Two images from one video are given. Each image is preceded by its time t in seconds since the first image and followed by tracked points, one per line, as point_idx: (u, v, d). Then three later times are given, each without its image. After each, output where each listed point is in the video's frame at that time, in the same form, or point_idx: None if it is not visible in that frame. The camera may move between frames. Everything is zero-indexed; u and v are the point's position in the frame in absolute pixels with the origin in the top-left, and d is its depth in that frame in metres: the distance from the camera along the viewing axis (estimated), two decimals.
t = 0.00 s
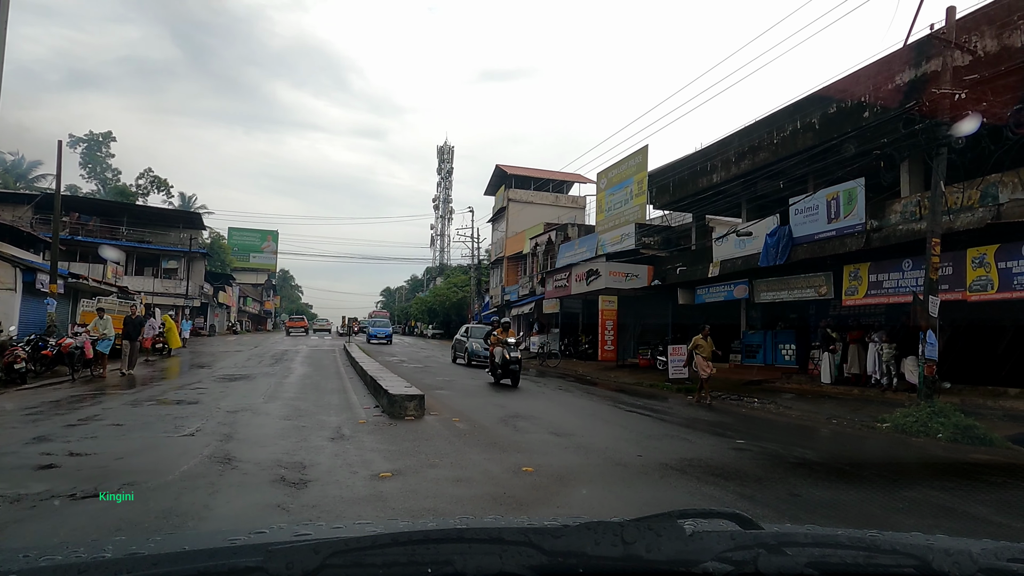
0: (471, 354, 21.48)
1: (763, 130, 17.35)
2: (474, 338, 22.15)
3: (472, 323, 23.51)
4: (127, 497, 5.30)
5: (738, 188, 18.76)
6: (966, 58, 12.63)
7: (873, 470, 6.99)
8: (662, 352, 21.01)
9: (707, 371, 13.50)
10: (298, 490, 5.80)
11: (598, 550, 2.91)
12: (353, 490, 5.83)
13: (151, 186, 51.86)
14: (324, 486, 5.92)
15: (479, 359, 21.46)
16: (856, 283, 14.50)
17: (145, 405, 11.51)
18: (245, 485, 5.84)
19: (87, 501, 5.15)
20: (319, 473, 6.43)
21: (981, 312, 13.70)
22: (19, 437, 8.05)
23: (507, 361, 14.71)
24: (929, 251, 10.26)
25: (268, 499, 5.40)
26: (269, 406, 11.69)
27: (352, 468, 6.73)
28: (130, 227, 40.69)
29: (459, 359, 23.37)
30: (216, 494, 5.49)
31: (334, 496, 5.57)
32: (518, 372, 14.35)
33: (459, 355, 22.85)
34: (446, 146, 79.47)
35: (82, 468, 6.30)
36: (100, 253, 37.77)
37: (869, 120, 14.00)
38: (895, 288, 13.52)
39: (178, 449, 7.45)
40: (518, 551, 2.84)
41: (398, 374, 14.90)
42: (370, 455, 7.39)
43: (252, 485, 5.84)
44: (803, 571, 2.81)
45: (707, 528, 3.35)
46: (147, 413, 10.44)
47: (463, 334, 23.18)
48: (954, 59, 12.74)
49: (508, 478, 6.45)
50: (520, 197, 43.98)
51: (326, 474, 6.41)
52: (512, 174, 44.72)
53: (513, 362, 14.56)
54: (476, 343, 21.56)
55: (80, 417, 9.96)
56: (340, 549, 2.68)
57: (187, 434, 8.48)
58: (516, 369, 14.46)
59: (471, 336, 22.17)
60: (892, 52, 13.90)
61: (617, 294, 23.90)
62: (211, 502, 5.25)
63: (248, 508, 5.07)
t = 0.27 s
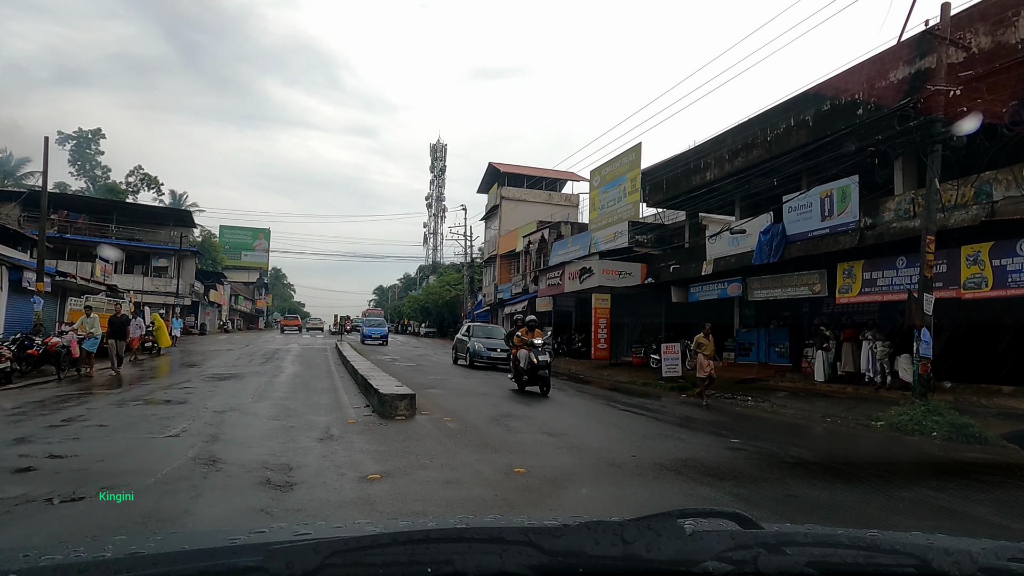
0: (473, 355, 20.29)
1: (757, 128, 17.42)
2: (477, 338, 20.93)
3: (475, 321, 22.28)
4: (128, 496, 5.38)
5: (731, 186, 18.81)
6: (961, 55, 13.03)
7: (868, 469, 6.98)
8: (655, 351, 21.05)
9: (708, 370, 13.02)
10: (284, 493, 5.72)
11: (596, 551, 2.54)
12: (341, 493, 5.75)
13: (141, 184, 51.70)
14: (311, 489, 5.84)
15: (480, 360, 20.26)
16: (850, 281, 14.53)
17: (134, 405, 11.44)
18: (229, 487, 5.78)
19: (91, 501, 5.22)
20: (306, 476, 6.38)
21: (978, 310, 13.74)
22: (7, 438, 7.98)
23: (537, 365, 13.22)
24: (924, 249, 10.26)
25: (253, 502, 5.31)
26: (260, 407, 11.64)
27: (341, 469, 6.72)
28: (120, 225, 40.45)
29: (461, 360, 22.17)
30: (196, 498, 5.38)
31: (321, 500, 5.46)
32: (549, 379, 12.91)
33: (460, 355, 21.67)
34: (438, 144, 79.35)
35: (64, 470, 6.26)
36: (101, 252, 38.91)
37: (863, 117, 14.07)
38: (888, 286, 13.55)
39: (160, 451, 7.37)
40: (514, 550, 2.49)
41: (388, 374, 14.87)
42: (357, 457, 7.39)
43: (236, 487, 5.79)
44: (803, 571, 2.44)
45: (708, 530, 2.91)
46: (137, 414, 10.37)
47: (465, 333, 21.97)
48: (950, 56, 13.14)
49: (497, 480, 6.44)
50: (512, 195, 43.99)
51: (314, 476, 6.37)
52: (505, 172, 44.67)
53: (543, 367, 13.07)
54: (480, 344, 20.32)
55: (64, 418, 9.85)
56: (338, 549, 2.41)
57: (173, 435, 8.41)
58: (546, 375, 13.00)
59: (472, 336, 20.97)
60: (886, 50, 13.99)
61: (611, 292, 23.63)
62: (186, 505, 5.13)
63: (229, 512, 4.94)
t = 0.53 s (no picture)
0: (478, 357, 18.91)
1: (753, 127, 17.44)
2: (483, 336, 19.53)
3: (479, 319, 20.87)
4: (128, 496, 5.42)
5: (727, 185, 18.83)
6: (957, 53, 13.04)
7: (866, 469, 6.98)
8: (650, 350, 21.07)
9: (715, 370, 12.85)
10: (275, 495, 5.68)
11: (598, 551, 2.50)
12: (333, 495, 5.73)
13: (135, 182, 51.56)
14: (302, 492, 5.80)
15: (486, 362, 18.87)
16: (845, 280, 14.55)
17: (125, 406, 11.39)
18: (218, 490, 5.74)
19: (90, 501, 5.26)
20: (297, 477, 6.35)
21: (973, 309, 13.81)
22: None
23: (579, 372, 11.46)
24: (920, 248, 10.27)
25: (243, 504, 5.29)
26: (253, 407, 11.61)
27: (332, 471, 6.68)
28: (113, 224, 40.26)
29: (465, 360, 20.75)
30: (185, 500, 5.36)
31: (312, 502, 5.44)
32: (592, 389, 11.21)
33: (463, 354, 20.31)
34: (433, 143, 79.25)
35: (51, 472, 6.22)
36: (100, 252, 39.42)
37: (858, 116, 14.10)
38: (883, 285, 13.57)
39: (149, 452, 7.32)
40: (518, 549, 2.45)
41: (381, 374, 14.84)
42: (350, 457, 7.38)
43: (226, 490, 5.76)
44: (803, 572, 2.40)
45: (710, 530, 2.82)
46: (130, 414, 10.33)
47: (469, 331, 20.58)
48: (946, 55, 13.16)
49: (490, 481, 6.43)
50: (507, 194, 43.98)
51: (305, 478, 6.33)
52: (500, 171, 44.64)
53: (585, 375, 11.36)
54: (485, 344, 18.90)
55: (52, 419, 9.75)
56: (339, 548, 2.37)
57: (163, 436, 8.35)
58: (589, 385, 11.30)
59: (478, 336, 19.54)
60: (882, 49, 14.02)
61: (605, 290, 23.79)
62: (178, 506, 5.18)
63: (220, 515, 4.92)
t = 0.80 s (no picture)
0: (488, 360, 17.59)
1: (751, 127, 17.44)
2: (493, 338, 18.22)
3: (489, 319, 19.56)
4: (127, 496, 5.44)
5: (725, 185, 18.83)
6: (956, 53, 13.04)
7: (865, 469, 6.98)
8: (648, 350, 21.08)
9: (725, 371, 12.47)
10: (272, 496, 5.66)
11: (599, 551, 2.49)
12: (330, 496, 5.71)
13: (132, 182, 51.53)
14: (298, 493, 5.79)
15: (496, 366, 17.53)
16: (844, 279, 14.56)
17: (123, 406, 11.37)
18: (214, 491, 5.73)
19: (89, 501, 5.28)
20: (293, 478, 6.34)
21: (972, 309, 13.83)
22: None
23: (645, 383, 9.63)
24: (919, 247, 10.26)
25: (238, 506, 5.28)
26: (250, 407, 11.60)
27: (329, 472, 6.66)
28: (110, 224, 40.25)
29: (473, 362, 19.44)
30: (182, 501, 5.35)
31: (308, 504, 5.43)
32: (662, 406, 9.39)
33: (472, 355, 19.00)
34: (432, 142, 79.22)
35: (46, 473, 6.20)
36: (101, 252, 39.48)
37: (857, 116, 14.10)
38: (881, 285, 13.59)
39: (146, 453, 7.29)
40: (518, 550, 2.44)
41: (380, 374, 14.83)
42: (346, 458, 7.37)
43: (222, 491, 5.74)
44: (803, 572, 2.39)
45: (709, 530, 2.81)
46: (128, 414, 10.32)
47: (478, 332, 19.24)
48: (945, 54, 13.15)
49: (488, 482, 6.41)
50: (506, 194, 43.97)
51: (301, 479, 6.32)
52: (498, 170, 44.62)
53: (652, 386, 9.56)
54: (497, 346, 17.58)
55: (47, 420, 9.71)
56: (339, 548, 2.35)
57: (160, 437, 8.33)
58: (658, 401, 9.44)
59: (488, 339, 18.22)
60: (880, 48, 14.02)
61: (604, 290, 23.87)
62: (176, 506, 5.18)
63: (216, 516, 4.90)
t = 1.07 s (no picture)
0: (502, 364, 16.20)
1: (751, 128, 17.46)
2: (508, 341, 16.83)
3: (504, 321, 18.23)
4: (127, 497, 5.46)
5: (725, 186, 18.84)
6: (956, 55, 13.04)
7: (863, 471, 6.99)
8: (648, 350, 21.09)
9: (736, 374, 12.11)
10: (273, 496, 5.66)
11: (597, 551, 2.49)
12: (329, 497, 5.71)
13: (133, 183, 51.64)
14: (299, 494, 5.80)
15: (511, 370, 16.17)
16: (844, 281, 14.57)
17: (124, 407, 11.39)
18: (213, 492, 5.73)
19: (89, 501, 5.29)
20: (293, 479, 6.34)
21: (972, 311, 13.85)
22: None
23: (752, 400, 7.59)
24: (919, 249, 10.26)
25: (239, 507, 5.29)
26: (249, 408, 11.61)
27: (329, 473, 6.66)
28: (110, 225, 40.30)
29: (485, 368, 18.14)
30: (181, 502, 5.36)
31: (309, 504, 5.44)
32: (778, 437, 7.29)
33: (485, 360, 17.69)
34: (432, 144, 79.25)
35: (46, 474, 6.21)
36: (101, 253, 39.49)
37: (857, 117, 14.11)
38: (882, 286, 13.59)
39: (146, 454, 7.29)
40: (516, 551, 2.44)
41: (380, 375, 14.84)
42: (346, 459, 7.38)
43: (222, 492, 5.75)
44: (803, 573, 2.39)
45: (709, 530, 2.81)
46: (128, 415, 10.34)
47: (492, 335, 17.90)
48: (945, 56, 13.15)
49: (488, 483, 6.40)
50: (506, 195, 44.01)
51: (301, 479, 6.33)
52: (499, 171, 44.65)
53: (762, 415, 7.48)
54: (513, 350, 16.18)
55: (47, 421, 9.71)
56: (339, 548, 2.35)
57: (160, 438, 8.34)
58: (774, 423, 7.35)
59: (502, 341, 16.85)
60: (880, 50, 14.02)
61: (604, 291, 23.92)
62: (177, 507, 5.19)
63: (216, 517, 4.91)
